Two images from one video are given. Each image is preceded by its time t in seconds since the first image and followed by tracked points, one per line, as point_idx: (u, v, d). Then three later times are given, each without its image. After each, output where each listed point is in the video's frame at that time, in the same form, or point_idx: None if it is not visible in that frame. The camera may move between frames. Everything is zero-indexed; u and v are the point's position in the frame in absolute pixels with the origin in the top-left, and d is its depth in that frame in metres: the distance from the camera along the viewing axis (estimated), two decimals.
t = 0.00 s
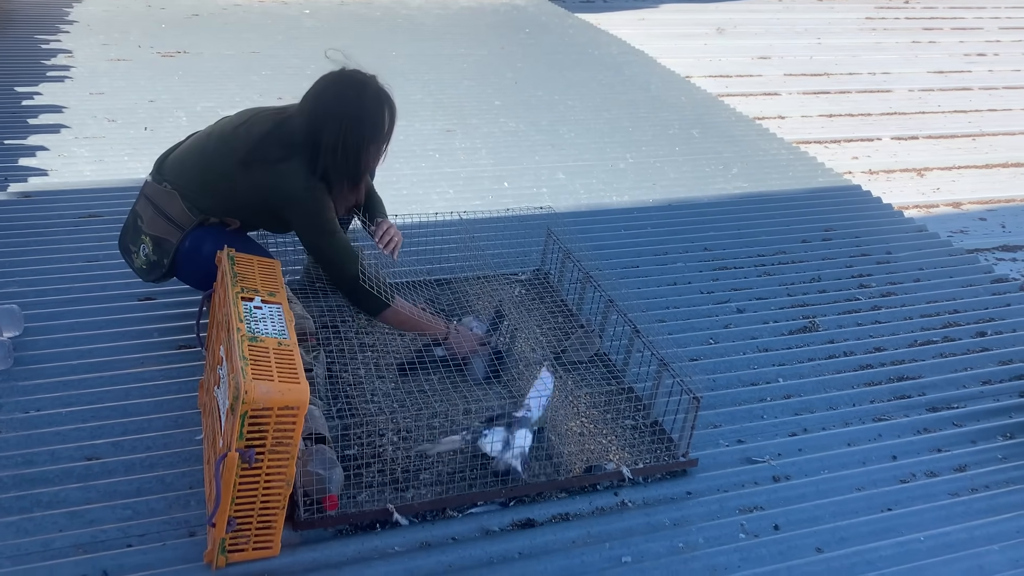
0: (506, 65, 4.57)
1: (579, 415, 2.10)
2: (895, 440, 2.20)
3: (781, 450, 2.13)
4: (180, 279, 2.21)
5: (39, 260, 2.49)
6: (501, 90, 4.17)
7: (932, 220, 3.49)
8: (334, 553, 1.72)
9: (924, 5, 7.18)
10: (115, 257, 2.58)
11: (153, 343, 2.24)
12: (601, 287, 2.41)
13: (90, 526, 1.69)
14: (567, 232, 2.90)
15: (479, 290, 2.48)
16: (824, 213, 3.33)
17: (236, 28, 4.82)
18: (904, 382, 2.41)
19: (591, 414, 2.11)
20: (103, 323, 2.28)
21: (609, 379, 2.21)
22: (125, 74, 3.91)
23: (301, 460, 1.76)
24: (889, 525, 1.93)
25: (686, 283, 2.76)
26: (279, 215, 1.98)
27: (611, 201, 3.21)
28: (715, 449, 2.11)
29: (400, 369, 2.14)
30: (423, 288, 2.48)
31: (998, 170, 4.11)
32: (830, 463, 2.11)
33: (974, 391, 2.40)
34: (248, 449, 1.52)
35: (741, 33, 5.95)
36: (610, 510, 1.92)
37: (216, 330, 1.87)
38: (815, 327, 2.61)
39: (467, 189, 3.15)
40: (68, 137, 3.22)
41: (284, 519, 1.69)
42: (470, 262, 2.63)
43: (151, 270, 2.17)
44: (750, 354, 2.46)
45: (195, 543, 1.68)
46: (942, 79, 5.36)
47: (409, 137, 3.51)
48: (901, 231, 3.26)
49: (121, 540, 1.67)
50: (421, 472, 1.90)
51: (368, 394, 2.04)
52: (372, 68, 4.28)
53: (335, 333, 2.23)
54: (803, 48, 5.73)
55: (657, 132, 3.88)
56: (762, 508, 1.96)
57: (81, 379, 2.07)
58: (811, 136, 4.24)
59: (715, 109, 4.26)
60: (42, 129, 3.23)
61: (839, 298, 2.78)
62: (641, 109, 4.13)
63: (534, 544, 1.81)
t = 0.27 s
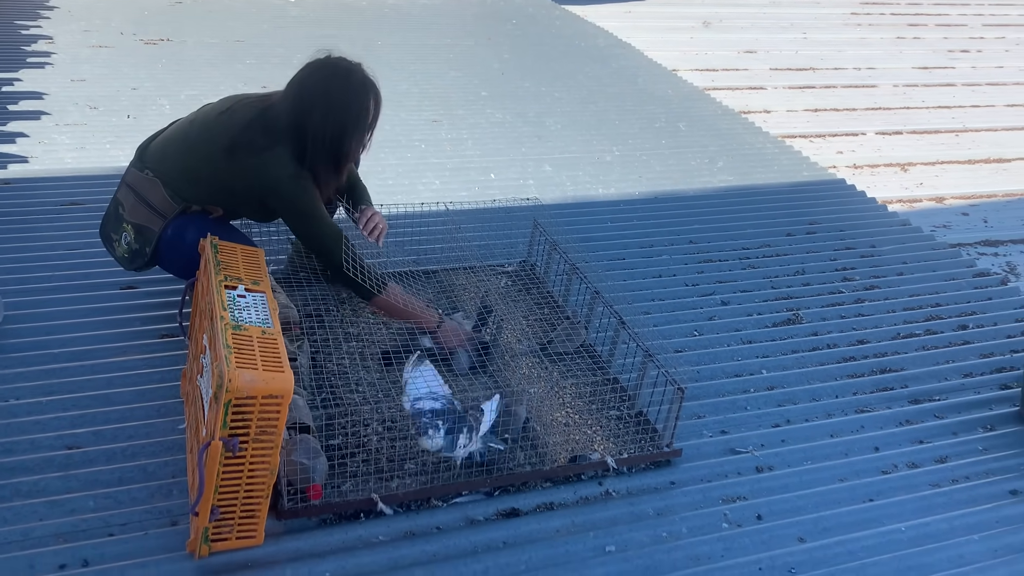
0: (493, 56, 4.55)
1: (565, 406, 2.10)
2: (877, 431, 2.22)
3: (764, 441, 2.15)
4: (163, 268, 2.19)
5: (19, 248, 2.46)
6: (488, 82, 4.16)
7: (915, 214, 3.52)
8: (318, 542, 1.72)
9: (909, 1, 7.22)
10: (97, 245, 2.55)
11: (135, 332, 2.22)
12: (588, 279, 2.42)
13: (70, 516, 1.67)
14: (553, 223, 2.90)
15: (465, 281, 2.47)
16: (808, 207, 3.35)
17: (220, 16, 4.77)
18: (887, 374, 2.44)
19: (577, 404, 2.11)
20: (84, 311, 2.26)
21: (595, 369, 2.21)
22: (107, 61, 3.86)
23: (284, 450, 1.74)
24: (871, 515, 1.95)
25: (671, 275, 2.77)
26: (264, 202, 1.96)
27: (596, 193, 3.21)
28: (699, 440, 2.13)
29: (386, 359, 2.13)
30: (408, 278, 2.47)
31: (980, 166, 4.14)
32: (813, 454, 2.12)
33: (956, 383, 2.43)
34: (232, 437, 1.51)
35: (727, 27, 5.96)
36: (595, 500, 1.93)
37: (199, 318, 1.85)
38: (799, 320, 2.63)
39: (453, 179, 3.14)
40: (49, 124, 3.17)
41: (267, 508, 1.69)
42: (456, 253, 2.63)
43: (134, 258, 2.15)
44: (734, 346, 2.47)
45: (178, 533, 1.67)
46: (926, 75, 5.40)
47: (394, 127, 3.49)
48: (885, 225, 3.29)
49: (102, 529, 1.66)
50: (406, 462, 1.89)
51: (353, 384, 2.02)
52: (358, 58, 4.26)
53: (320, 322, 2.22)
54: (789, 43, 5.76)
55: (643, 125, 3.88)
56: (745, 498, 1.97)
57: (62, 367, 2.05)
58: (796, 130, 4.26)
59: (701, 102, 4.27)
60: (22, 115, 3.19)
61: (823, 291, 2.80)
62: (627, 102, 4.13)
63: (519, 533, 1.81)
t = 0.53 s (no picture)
0: (485, 44, 4.53)
1: (553, 396, 2.10)
2: (864, 423, 2.24)
3: (752, 432, 2.16)
4: (152, 253, 2.17)
5: (5, 231, 2.43)
6: (479, 69, 4.14)
7: (905, 208, 3.53)
8: (306, 529, 1.72)
9: None
10: (84, 229, 2.53)
11: (123, 317, 2.21)
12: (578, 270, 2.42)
13: (57, 501, 1.66)
14: (543, 213, 2.90)
15: (455, 269, 2.46)
16: (798, 199, 3.36)
17: None
18: (875, 367, 2.45)
19: (566, 394, 2.12)
20: (72, 296, 2.24)
21: (584, 359, 2.21)
22: (95, 44, 3.81)
23: (273, 436, 1.74)
24: (857, 507, 1.97)
25: (661, 266, 2.78)
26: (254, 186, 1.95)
27: (587, 182, 3.21)
28: (688, 431, 2.14)
29: (374, 346, 2.13)
30: (399, 266, 2.46)
31: (969, 160, 4.16)
32: (800, 446, 2.14)
33: (942, 377, 2.45)
34: (220, 424, 1.50)
35: (720, 18, 5.95)
36: (583, 489, 1.93)
37: (188, 304, 1.84)
38: (788, 312, 2.64)
39: (444, 167, 3.13)
40: (36, 106, 3.14)
41: (255, 495, 1.68)
42: (446, 241, 2.62)
43: (122, 243, 2.13)
44: (723, 337, 2.48)
45: (165, 519, 1.67)
46: (917, 68, 5.41)
47: (385, 114, 3.47)
48: (875, 218, 3.30)
49: (89, 515, 1.65)
50: (394, 450, 1.89)
51: (342, 372, 2.02)
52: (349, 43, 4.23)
53: (309, 310, 2.21)
54: (782, 34, 5.75)
55: (634, 114, 3.88)
56: (732, 488, 1.98)
57: (48, 352, 2.04)
58: (787, 122, 4.26)
59: (693, 92, 4.26)
60: (8, 97, 3.15)
61: (812, 283, 2.81)
62: (619, 91, 4.12)
63: (507, 522, 1.82)
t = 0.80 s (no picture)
0: (488, 45, 4.53)
1: (552, 399, 2.11)
2: (861, 431, 2.25)
3: (749, 438, 2.17)
4: (153, 252, 2.17)
5: (7, 226, 2.44)
6: (481, 71, 4.14)
7: (903, 215, 3.54)
8: (304, 529, 1.72)
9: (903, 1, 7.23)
10: (85, 225, 2.53)
11: (123, 314, 2.21)
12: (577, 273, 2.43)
13: (56, 497, 1.67)
14: (544, 216, 2.91)
15: (456, 271, 2.47)
16: (798, 206, 3.36)
17: None
18: (872, 374, 2.46)
19: (564, 397, 2.12)
20: (72, 292, 2.24)
21: (583, 363, 2.22)
22: (98, 39, 3.81)
23: (273, 435, 1.74)
24: (852, 514, 1.98)
25: (661, 270, 2.78)
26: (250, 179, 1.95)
27: (588, 186, 3.22)
28: (685, 435, 2.15)
29: (375, 346, 2.14)
30: (399, 267, 2.47)
31: (969, 168, 4.18)
32: (797, 452, 2.15)
33: (939, 385, 2.46)
34: (220, 423, 1.51)
35: (722, 22, 5.96)
36: (580, 492, 1.94)
37: (190, 302, 1.85)
38: (786, 318, 2.65)
39: (445, 168, 3.14)
40: (38, 101, 3.14)
41: (254, 494, 1.69)
42: (447, 242, 2.62)
43: (125, 241, 2.14)
44: (722, 343, 2.49)
45: (163, 516, 1.67)
46: (918, 76, 5.43)
47: (387, 114, 3.48)
48: (874, 225, 3.31)
49: (88, 511, 1.66)
50: (392, 450, 1.90)
51: (341, 371, 2.02)
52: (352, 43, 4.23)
53: (310, 309, 2.21)
54: (784, 40, 5.76)
55: (635, 118, 3.89)
56: (728, 494, 1.99)
57: (49, 348, 2.04)
58: (788, 128, 4.27)
59: (695, 97, 4.27)
60: (11, 92, 3.15)
61: (811, 290, 2.82)
62: (621, 95, 4.13)
63: (504, 524, 1.83)
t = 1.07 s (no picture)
0: (496, 61, 4.57)
1: (557, 414, 2.11)
2: (864, 451, 2.25)
3: (753, 456, 2.18)
4: (163, 260, 2.19)
5: (18, 234, 2.46)
6: (489, 86, 4.18)
7: (908, 235, 3.56)
8: (309, 541, 1.73)
9: (909, 21, 7.27)
10: (96, 234, 2.55)
11: (132, 323, 2.22)
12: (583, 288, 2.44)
13: (63, 505, 1.68)
14: (550, 231, 2.93)
15: (462, 285, 2.48)
16: (804, 224, 3.38)
17: (225, 8, 4.77)
18: (876, 394, 2.47)
19: (569, 413, 2.13)
20: (82, 301, 2.26)
21: (588, 377, 2.21)
22: (110, 50, 3.85)
23: (278, 447, 1.75)
24: (855, 534, 1.98)
25: (666, 286, 2.80)
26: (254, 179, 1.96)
27: (594, 201, 3.24)
28: (689, 453, 2.15)
29: (381, 359, 2.15)
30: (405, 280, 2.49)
31: (974, 189, 4.19)
32: (800, 471, 2.15)
33: (943, 406, 2.46)
34: (228, 434, 1.52)
35: (729, 41, 6.00)
36: (583, 509, 1.94)
37: (199, 313, 1.86)
38: (790, 336, 2.66)
39: (453, 183, 3.16)
40: (51, 110, 3.17)
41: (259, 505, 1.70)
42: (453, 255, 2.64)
43: (135, 250, 2.15)
44: (726, 360, 2.50)
45: (169, 526, 1.68)
46: (924, 96, 5.46)
47: (396, 128, 3.51)
48: (878, 245, 3.32)
49: (94, 519, 1.66)
50: (397, 463, 1.91)
51: (347, 383, 2.03)
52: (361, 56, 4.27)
53: (317, 321, 2.23)
54: (790, 59, 5.80)
55: (642, 135, 3.91)
56: (732, 512, 1.99)
57: (58, 356, 2.05)
58: (794, 146, 4.29)
59: (701, 114, 4.30)
60: (24, 100, 3.18)
61: (815, 309, 2.83)
62: (628, 111, 4.16)
63: (507, 540, 1.83)
